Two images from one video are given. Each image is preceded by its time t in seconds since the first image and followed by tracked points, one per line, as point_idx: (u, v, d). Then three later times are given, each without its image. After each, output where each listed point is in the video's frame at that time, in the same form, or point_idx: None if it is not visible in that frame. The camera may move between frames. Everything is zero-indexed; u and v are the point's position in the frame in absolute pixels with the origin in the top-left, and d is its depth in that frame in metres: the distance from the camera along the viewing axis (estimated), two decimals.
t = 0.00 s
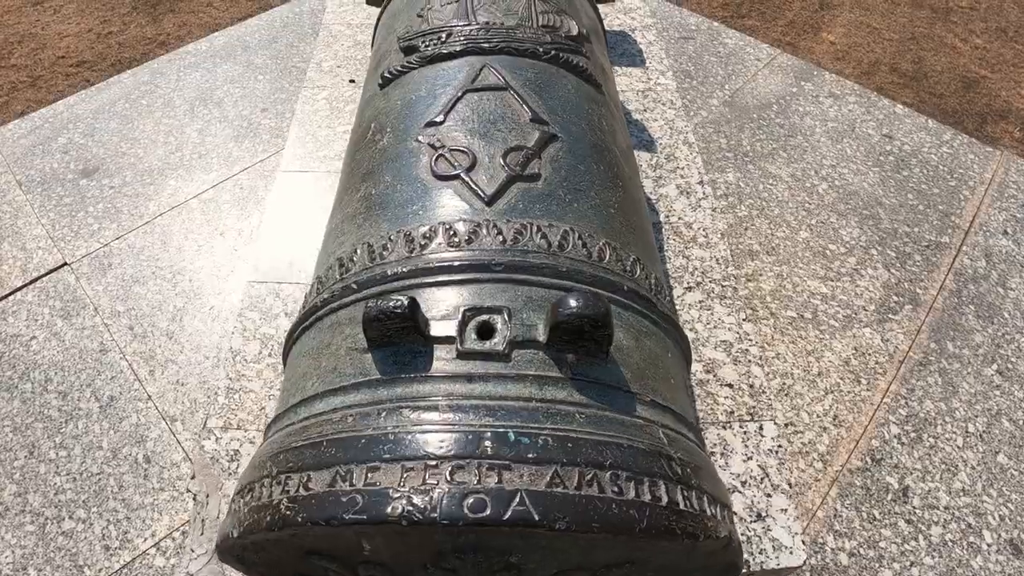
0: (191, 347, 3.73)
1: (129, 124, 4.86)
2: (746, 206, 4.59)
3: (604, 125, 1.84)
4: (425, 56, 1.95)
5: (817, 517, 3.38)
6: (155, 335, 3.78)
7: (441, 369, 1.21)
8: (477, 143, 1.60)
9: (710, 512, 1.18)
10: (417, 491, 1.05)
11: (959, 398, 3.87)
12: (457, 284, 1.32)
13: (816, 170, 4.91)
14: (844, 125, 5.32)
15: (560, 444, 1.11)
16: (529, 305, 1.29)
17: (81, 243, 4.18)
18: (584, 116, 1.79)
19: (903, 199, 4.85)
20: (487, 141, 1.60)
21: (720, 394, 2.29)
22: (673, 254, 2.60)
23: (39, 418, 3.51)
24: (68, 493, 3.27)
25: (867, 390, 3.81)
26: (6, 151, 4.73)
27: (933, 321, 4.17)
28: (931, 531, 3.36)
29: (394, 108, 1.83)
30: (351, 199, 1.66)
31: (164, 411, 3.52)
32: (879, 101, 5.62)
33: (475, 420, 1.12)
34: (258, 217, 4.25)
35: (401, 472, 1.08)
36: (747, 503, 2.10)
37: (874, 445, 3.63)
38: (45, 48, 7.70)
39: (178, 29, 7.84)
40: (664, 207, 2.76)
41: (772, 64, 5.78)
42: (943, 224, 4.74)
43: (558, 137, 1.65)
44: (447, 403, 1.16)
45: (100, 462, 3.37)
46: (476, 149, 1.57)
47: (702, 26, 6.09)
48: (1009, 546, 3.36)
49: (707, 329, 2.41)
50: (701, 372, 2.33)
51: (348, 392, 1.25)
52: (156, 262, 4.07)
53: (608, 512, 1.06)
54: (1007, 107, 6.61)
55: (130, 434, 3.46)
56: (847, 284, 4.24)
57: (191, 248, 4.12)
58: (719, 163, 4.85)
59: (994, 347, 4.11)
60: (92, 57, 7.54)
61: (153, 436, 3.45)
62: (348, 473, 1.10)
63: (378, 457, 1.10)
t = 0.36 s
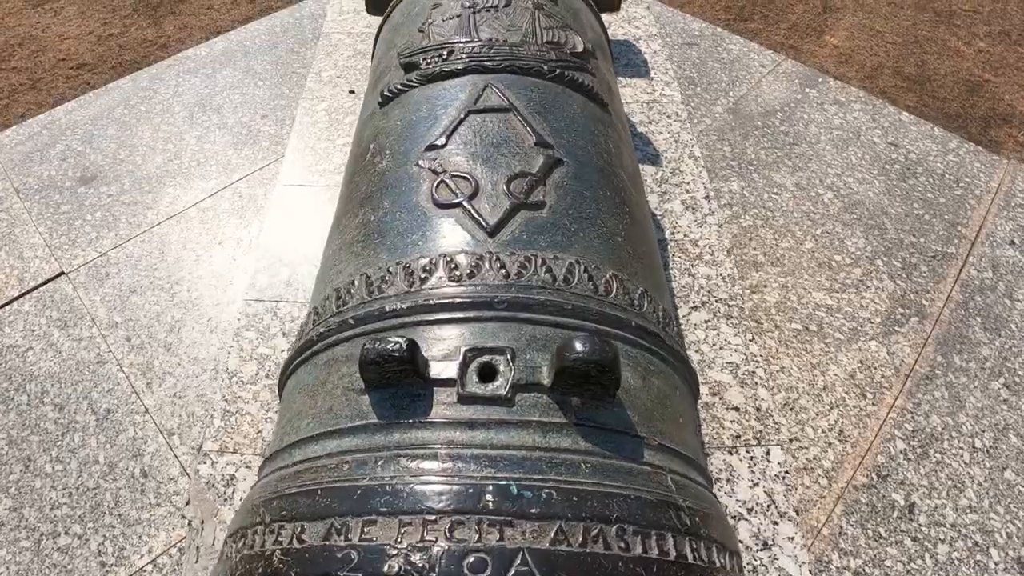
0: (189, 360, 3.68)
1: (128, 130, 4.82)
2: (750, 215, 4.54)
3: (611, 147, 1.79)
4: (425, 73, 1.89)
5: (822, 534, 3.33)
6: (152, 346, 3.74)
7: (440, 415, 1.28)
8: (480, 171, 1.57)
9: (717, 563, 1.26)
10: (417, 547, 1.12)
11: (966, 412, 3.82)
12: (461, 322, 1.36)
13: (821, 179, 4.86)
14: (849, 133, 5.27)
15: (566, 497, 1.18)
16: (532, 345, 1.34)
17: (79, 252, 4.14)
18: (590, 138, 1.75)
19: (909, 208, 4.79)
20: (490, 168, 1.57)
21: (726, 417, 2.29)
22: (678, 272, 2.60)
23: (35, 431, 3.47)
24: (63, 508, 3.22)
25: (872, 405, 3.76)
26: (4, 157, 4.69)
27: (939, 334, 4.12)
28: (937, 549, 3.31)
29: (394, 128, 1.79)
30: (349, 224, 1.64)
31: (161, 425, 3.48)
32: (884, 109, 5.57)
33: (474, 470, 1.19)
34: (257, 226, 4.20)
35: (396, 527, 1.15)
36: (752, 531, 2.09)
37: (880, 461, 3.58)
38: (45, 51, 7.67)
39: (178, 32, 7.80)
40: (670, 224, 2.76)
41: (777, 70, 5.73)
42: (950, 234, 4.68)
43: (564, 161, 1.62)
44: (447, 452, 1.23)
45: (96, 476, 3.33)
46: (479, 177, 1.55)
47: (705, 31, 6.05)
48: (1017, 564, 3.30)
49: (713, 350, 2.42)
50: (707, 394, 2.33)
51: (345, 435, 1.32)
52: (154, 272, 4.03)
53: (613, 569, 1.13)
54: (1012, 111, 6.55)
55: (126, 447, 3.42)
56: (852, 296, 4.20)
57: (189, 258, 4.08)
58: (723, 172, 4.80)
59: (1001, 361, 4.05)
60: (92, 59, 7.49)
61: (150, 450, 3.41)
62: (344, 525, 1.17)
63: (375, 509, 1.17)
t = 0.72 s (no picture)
0: (187, 376, 3.64)
1: (127, 139, 4.78)
2: (756, 230, 4.48)
3: (618, 180, 1.76)
4: (426, 101, 1.84)
5: (827, 559, 3.27)
6: (150, 361, 3.70)
7: (436, 480, 1.25)
8: (482, 210, 1.57)
9: None
10: None
11: (975, 433, 3.75)
12: (460, 376, 1.35)
13: (828, 193, 4.80)
14: (857, 145, 5.21)
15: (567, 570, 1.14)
16: (534, 402, 1.32)
17: (77, 264, 4.10)
18: (596, 172, 1.72)
19: (918, 222, 4.73)
20: (493, 206, 1.57)
21: (733, 451, 2.34)
22: (685, 299, 2.68)
23: (30, 448, 3.43)
24: (58, 527, 3.18)
25: (879, 425, 3.70)
26: (3, 165, 4.66)
27: (947, 352, 4.06)
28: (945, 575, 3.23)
29: (392, 158, 1.76)
30: (346, 261, 1.64)
31: (158, 442, 3.45)
32: (892, 120, 5.51)
33: (470, 541, 1.17)
34: (257, 238, 4.16)
35: None
36: (758, 568, 2.12)
37: (886, 484, 3.52)
38: (48, 54, 7.65)
39: (181, 36, 7.76)
40: (675, 246, 2.86)
41: (783, 80, 5.68)
42: (958, 249, 4.62)
43: (568, 197, 1.61)
44: (442, 520, 1.20)
45: (92, 495, 3.28)
46: (482, 217, 1.55)
47: (711, 40, 6.00)
48: None
49: (720, 380, 2.48)
50: (714, 427, 2.38)
51: (338, 496, 1.30)
52: (152, 284, 3.99)
53: None
54: (1018, 118, 6.47)
55: (123, 465, 3.38)
56: (859, 312, 4.13)
57: (188, 271, 4.04)
58: (729, 185, 4.74)
59: (1011, 380, 3.98)
60: (95, 63, 7.46)
61: (147, 468, 3.37)
62: None
63: None
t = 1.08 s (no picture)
0: (181, 391, 3.58)
1: (123, 146, 4.72)
2: (761, 241, 4.41)
3: (624, 209, 1.72)
4: (423, 123, 1.78)
5: None
6: (144, 375, 3.64)
7: (428, 545, 1.21)
8: (480, 244, 1.53)
9: None
10: None
11: (984, 451, 3.67)
12: (453, 430, 1.31)
13: (834, 203, 4.73)
14: (863, 153, 5.14)
15: None
16: (533, 460, 1.28)
17: (71, 274, 4.04)
18: (601, 201, 1.68)
19: (925, 233, 4.65)
20: (491, 239, 1.53)
21: (740, 482, 2.33)
22: (690, 321, 2.68)
23: (21, 463, 3.36)
24: (49, 546, 3.12)
25: (886, 443, 3.62)
26: None
27: (956, 367, 3.98)
28: None
29: (385, 185, 1.71)
30: (336, 296, 1.61)
31: (152, 458, 3.39)
32: (899, 127, 5.43)
33: None
34: (253, 249, 4.09)
35: None
36: None
37: (894, 504, 3.44)
38: (48, 56, 7.59)
39: (181, 38, 7.69)
40: (681, 266, 2.85)
41: (788, 87, 5.61)
42: (966, 261, 4.54)
43: (572, 229, 1.57)
44: None
45: (84, 512, 3.22)
46: (480, 252, 1.51)
47: (715, 45, 5.92)
48: None
49: (726, 408, 2.47)
50: (720, 456, 2.37)
51: (322, 559, 1.26)
52: (147, 295, 3.93)
53: None
54: None
55: (116, 482, 3.32)
56: (866, 326, 4.06)
57: (183, 282, 3.97)
58: (733, 195, 4.67)
59: (1020, 396, 3.91)
60: (94, 65, 7.40)
61: (140, 485, 3.31)
62: None
63: None
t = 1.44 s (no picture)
0: (175, 404, 3.51)
1: (119, 151, 4.65)
2: (768, 251, 4.33)
3: (630, 237, 1.67)
4: (419, 143, 1.71)
5: None
6: (138, 388, 3.57)
7: None
8: (478, 278, 1.47)
9: None
10: None
11: (996, 469, 3.58)
12: (446, 488, 1.26)
13: (842, 212, 4.64)
14: (871, 160, 5.05)
15: None
16: (532, 522, 1.23)
17: (64, 283, 3.98)
18: (607, 229, 1.63)
19: (934, 243, 4.56)
20: (490, 272, 1.48)
21: (748, 514, 2.31)
22: (697, 343, 2.66)
23: (12, 478, 3.30)
24: (38, 564, 3.05)
25: (895, 461, 3.54)
26: None
27: (966, 381, 3.89)
28: None
29: (378, 211, 1.66)
30: (325, 331, 1.55)
31: (144, 474, 3.32)
32: (907, 134, 5.34)
33: None
34: (249, 258, 4.02)
35: None
36: None
37: (902, 523, 3.36)
38: (47, 57, 7.52)
39: (181, 39, 7.62)
40: (688, 286, 2.83)
41: (794, 92, 5.53)
42: (976, 271, 4.45)
43: (576, 264, 1.52)
44: None
45: (75, 530, 3.15)
46: (478, 288, 1.46)
47: (720, 50, 5.84)
48: None
49: (734, 435, 2.45)
50: (728, 485, 2.36)
51: None
52: (141, 305, 3.86)
53: None
54: None
55: (108, 499, 3.25)
56: (875, 340, 3.98)
57: (178, 292, 3.90)
58: (739, 203, 4.59)
59: None
60: (93, 66, 7.33)
61: (132, 502, 3.24)
62: None
63: None
